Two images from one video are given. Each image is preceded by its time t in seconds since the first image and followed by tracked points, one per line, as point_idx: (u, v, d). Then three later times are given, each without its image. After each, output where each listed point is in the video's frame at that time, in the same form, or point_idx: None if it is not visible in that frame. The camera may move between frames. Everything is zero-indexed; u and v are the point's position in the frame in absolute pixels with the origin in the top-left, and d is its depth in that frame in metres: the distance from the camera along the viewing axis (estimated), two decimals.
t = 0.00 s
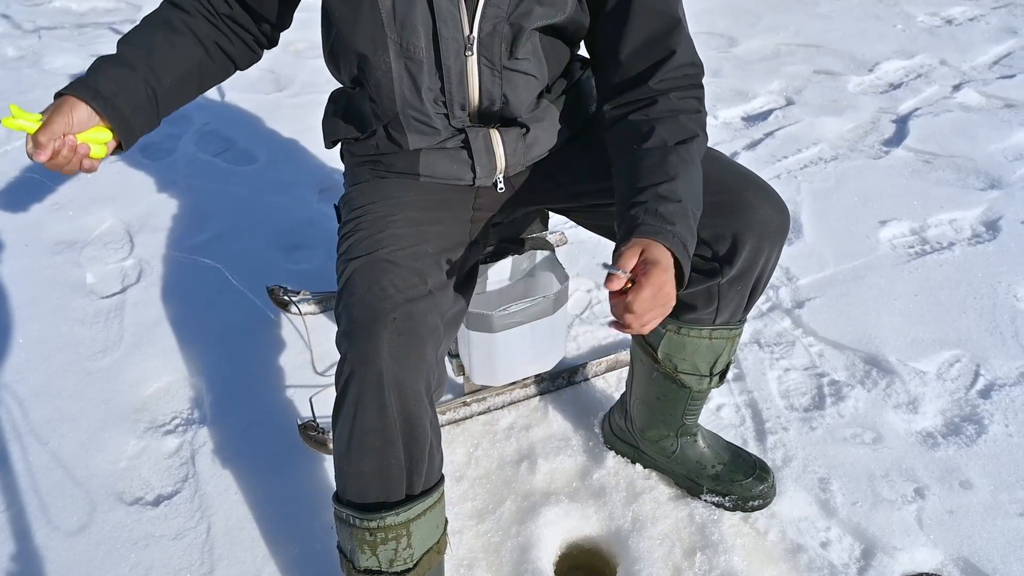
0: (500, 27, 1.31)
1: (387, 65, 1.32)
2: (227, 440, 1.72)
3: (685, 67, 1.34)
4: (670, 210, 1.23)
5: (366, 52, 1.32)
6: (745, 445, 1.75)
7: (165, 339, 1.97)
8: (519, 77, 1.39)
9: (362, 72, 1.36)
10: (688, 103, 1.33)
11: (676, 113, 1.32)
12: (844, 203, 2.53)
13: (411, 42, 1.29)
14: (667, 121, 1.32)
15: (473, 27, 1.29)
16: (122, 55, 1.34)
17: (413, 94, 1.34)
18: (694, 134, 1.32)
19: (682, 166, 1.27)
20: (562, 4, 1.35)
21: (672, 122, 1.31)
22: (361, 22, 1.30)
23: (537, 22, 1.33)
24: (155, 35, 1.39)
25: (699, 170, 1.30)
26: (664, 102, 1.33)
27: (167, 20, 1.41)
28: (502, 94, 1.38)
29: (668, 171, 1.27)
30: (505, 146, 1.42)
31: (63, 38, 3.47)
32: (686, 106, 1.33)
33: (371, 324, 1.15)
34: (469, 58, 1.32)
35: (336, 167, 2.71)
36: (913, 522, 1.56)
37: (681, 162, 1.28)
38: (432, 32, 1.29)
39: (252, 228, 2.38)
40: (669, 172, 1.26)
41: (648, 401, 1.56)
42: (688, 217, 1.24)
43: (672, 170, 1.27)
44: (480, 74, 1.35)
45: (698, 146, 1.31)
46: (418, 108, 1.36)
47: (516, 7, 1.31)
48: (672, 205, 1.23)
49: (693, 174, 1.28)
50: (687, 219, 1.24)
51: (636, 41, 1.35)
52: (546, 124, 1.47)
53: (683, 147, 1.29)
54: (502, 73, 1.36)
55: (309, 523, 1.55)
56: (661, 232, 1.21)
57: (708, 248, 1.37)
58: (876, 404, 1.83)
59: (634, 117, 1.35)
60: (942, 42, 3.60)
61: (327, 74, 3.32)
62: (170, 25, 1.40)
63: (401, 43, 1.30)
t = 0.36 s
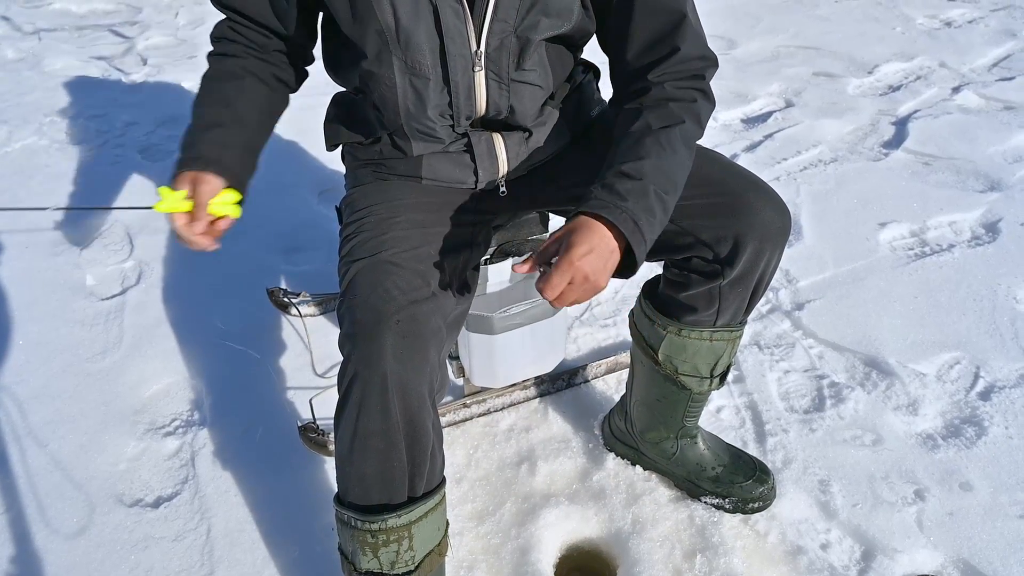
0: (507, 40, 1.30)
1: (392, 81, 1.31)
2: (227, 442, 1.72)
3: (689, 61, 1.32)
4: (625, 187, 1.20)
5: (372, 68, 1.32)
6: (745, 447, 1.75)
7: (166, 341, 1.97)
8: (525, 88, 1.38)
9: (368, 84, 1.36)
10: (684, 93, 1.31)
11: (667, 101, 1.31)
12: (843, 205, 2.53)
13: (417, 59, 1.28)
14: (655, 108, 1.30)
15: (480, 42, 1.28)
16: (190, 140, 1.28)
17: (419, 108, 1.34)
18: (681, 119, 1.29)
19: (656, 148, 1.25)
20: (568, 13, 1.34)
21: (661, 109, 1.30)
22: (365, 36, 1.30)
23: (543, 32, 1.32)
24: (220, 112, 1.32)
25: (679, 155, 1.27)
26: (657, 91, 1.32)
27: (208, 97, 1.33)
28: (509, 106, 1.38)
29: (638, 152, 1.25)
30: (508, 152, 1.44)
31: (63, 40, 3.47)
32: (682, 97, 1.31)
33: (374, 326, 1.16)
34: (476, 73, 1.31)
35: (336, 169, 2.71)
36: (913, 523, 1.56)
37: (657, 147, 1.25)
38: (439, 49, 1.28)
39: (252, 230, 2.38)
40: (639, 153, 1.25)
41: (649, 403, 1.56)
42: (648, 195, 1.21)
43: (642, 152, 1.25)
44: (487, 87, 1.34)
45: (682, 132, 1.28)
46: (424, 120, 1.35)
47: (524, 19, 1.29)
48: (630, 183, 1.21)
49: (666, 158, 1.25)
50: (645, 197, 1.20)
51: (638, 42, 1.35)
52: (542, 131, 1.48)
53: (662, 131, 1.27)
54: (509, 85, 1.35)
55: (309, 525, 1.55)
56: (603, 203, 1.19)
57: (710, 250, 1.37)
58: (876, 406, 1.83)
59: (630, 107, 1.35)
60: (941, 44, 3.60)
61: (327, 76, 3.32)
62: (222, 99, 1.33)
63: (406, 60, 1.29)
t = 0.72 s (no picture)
0: (506, 38, 1.30)
1: (393, 84, 1.30)
2: (228, 442, 1.72)
3: (673, 46, 1.38)
4: (593, 144, 1.27)
5: (371, 72, 1.30)
6: (747, 449, 1.75)
7: (168, 341, 1.97)
8: (525, 86, 1.38)
9: (367, 89, 1.35)
10: (664, 73, 1.37)
11: (646, 77, 1.37)
12: (845, 207, 2.53)
13: (417, 62, 1.28)
14: (634, 82, 1.37)
15: (479, 40, 1.28)
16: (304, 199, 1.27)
17: (420, 110, 1.34)
18: (659, 94, 1.35)
19: (629, 115, 1.31)
20: (563, 5, 1.34)
21: (640, 83, 1.36)
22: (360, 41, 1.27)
23: (540, 29, 1.32)
24: (378, 142, 1.24)
25: (654, 126, 1.33)
26: (638, 69, 1.38)
27: (345, 154, 1.24)
28: (510, 104, 1.38)
29: (611, 117, 1.32)
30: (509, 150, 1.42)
31: (65, 41, 3.47)
32: (662, 75, 1.37)
33: (376, 327, 1.16)
34: (476, 72, 1.31)
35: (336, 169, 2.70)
36: (917, 526, 1.56)
37: (632, 118, 1.31)
38: (438, 50, 1.28)
39: (253, 231, 2.38)
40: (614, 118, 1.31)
41: (651, 405, 1.56)
42: (614, 155, 1.27)
43: (615, 116, 1.32)
44: (487, 86, 1.34)
45: (658, 105, 1.34)
46: (425, 122, 1.35)
47: (521, 16, 1.29)
48: (599, 141, 1.27)
49: (640, 126, 1.31)
50: (611, 156, 1.26)
51: (625, 29, 1.41)
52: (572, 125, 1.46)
53: (637, 100, 1.33)
54: (509, 83, 1.35)
55: (310, 525, 1.55)
56: (567, 153, 1.25)
57: (711, 252, 1.37)
58: (878, 408, 1.82)
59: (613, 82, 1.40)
60: (943, 46, 3.60)
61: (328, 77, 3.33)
62: (362, 139, 1.25)
63: (406, 62, 1.28)
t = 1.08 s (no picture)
0: (513, 40, 1.30)
1: (400, 83, 1.31)
2: (232, 441, 1.72)
3: (667, 52, 1.41)
4: (592, 149, 1.28)
5: (380, 71, 1.30)
6: (751, 451, 1.74)
7: (171, 340, 1.97)
8: (533, 87, 1.38)
9: (375, 88, 1.35)
10: (658, 79, 1.40)
11: (641, 83, 1.39)
12: (849, 209, 2.53)
13: (424, 61, 1.28)
14: (629, 87, 1.39)
15: (487, 41, 1.28)
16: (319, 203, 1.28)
17: (426, 110, 1.34)
18: (653, 100, 1.37)
19: (626, 121, 1.33)
20: (570, 5, 1.34)
21: (635, 89, 1.39)
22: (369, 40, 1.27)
23: (548, 30, 1.33)
24: (394, 150, 1.24)
25: (648, 133, 1.35)
26: (633, 74, 1.40)
27: (360, 161, 1.24)
28: (516, 105, 1.38)
29: (609, 122, 1.33)
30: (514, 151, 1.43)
31: (71, 40, 3.48)
32: (656, 82, 1.40)
33: (381, 326, 1.17)
34: (483, 72, 1.31)
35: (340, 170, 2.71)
36: (920, 529, 1.56)
37: (628, 125, 1.33)
38: (446, 50, 1.28)
39: (257, 230, 2.39)
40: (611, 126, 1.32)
41: (654, 407, 1.56)
42: (613, 161, 1.28)
43: (612, 122, 1.33)
44: (494, 87, 1.34)
45: (652, 111, 1.36)
46: (431, 122, 1.36)
47: (528, 17, 1.29)
48: (597, 147, 1.29)
49: (635, 133, 1.33)
50: (610, 161, 1.28)
51: (625, 30, 1.41)
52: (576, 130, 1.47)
53: (632, 106, 1.35)
54: (516, 84, 1.35)
55: (313, 525, 1.55)
56: (567, 157, 1.27)
57: (715, 254, 1.37)
58: (882, 411, 1.82)
59: (608, 88, 1.42)
60: (947, 50, 3.60)
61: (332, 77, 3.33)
62: (377, 147, 1.25)
63: (413, 61, 1.28)
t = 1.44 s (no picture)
0: (521, 44, 1.30)
1: (407, 85, 1.31)
2: (235, 443, 1.72)
3: (673, 59, 1.41)
4: (607, 161, 1.28)
5: (388, 72, 1.30)
6: (754, 455, 1.74)
7: (175, 342, 1.97)
8: (539, 92, 1.38)
9: (383, 89, 1.35)
10: (664, 87, 1.41)
11: (648, 92, 1.39)
12: (852, 212, 2.53)
13: (432, 64, 1.28)
14: (637, 96, 1.39)
15: (494, 45, 1.28)
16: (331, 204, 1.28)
17: (432, 112, 1.34)
18: (660, 110, 1.38)
19: (639, 133, 1.33)
20: (577, 10, 1.34)
21: (642, 98, 1.39)
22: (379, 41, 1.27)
23: (555, 35, 1.33)
24: (406, 153, 1.24)
25: (657, 143, 1.35)
26: (640, 82, 1.40)
27: (372, 163, 1.24)
28: (523, 109, 1.38)
29: (621, 134, 1.33)
30: (519, 154, 1.43)
31: (75, 43, 3.49)
32: (662, 90, 1.40)
33: (386, 328, 1.17)
34: (491, 76, 1.31)
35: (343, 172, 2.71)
36: (925, 534, 1.55)
37: (639, 137, 1.33)
38: (454, 53, 1.28)
39: (261, 232, 2.39)
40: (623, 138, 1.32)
41: (657, 410, 1.56)
42: (628, 173, 1.29)
43: (624, 134, 1.33)
44: (501, 91, 1.34)
45: (660, 121, 1.37)
46: (437, 124, 1.36)
47: (536, 22, 1.30)
48: (613, 159, 1.29)
49: (646, 145, 1.33)
50: (626, 173, 1.28)
51: (631, 37, 1.41)
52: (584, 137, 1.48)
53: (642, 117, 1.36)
54: (523, 89, 1.35)
55: (316, 527, 1.55)
56: (583, 170, 1.27)
57: (720, 256, 1.37)
58: (885, 415, 1.82)
59: (614, 94, 1.42)
60: (950, 53, 3.60)
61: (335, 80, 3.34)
62: (389, 149, 1.25)
63: (421, 64, 1.28)
